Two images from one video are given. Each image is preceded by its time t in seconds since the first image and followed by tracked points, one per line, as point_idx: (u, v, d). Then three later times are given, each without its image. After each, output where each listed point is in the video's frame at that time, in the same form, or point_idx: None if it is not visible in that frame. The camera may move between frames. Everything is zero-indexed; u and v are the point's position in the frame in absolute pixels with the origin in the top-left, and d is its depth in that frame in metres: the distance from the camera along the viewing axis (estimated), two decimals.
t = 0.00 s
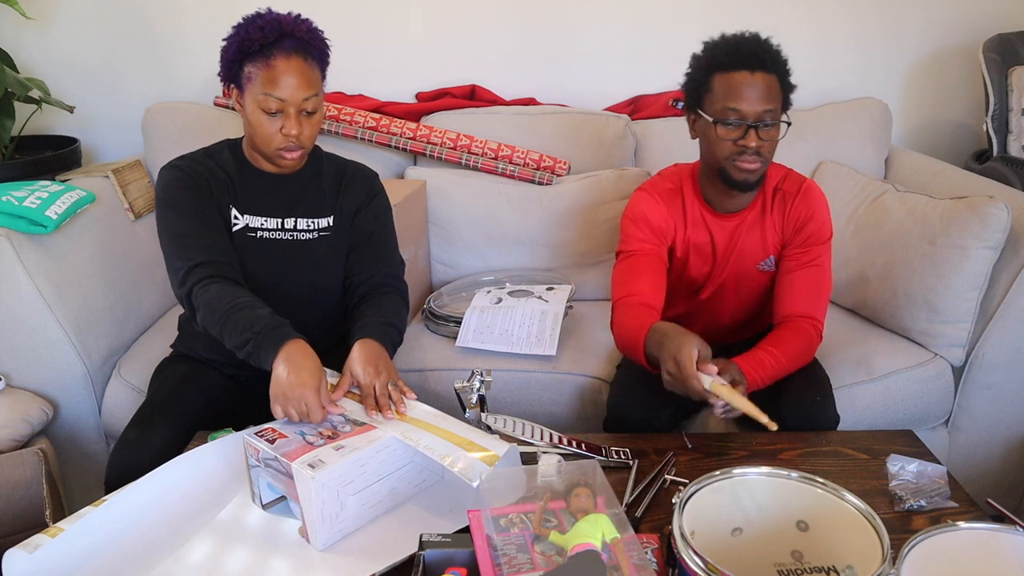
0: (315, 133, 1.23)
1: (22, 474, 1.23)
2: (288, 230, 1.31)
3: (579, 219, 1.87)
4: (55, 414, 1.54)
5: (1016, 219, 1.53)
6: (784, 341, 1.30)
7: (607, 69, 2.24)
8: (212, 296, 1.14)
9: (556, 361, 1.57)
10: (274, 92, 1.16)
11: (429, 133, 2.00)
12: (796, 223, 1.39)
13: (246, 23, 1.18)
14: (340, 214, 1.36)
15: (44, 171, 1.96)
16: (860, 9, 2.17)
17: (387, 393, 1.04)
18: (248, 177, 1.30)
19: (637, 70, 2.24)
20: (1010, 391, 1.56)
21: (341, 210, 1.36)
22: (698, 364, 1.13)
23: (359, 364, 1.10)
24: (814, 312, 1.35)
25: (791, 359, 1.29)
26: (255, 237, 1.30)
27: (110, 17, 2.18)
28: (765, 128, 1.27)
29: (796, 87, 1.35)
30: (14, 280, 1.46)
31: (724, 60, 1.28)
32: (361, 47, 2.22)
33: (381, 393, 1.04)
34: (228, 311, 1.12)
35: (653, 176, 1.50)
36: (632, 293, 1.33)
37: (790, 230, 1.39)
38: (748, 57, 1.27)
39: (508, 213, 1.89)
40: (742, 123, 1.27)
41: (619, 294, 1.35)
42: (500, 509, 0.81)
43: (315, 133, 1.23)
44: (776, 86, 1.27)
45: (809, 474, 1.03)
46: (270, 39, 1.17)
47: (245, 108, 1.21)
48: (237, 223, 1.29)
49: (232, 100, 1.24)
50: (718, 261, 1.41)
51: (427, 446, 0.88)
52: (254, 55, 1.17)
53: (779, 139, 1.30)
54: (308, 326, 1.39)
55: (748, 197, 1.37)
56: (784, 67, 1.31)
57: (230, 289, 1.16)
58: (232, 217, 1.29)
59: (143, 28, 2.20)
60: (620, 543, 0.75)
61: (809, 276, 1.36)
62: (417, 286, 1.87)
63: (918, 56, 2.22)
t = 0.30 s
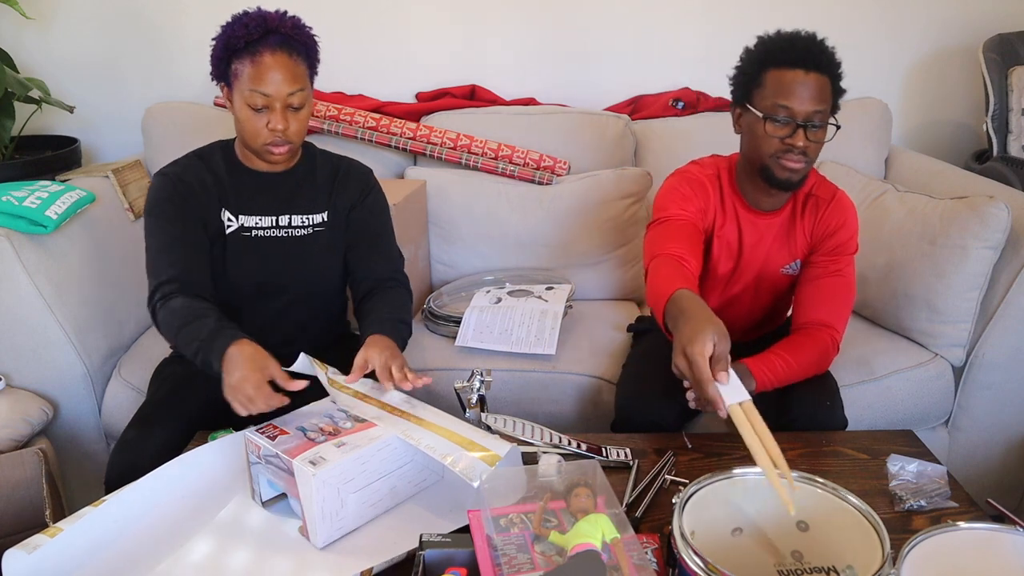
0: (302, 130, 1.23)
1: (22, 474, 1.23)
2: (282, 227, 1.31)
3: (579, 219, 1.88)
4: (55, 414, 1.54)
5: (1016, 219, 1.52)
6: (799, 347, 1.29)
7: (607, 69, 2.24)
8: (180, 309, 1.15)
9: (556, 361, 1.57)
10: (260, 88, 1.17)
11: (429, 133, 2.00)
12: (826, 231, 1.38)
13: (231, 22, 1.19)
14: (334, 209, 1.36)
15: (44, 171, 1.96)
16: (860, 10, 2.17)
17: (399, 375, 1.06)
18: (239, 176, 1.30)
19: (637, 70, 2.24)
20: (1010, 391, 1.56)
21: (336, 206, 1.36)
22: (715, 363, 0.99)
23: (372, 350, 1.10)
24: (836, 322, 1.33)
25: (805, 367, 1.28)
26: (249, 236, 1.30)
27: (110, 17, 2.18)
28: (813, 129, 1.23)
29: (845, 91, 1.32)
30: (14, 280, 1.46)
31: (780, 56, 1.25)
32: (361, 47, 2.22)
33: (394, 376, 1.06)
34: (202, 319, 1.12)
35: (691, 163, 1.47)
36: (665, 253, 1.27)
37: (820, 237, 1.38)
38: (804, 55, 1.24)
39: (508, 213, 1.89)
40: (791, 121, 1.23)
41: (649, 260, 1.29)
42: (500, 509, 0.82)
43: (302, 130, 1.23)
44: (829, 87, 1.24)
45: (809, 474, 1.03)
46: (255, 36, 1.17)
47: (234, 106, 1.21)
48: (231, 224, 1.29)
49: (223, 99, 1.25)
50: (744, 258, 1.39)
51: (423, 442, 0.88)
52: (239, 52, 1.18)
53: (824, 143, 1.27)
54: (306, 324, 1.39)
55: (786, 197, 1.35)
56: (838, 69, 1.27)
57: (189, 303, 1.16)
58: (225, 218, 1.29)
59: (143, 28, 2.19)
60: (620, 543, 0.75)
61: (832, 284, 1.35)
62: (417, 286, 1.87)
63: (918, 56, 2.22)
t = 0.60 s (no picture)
0: (291, 132, 1.23)
1: (22, 474, 1.23)
2: (277, 228, 1.31)
3: (580, 220, 1.88)
4: (55, 414, 1.54)
5: (1016, 219, 1.52)
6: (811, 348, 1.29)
7: (607, 69, 2.24)
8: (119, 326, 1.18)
9: (556, 361, 1.57)
10: (247, 91, 1.17)
11: (429, 133, 2.00)
12: (842, 234, 1.38)
13: (219, 24, 1.19)
14: (331, 210, 1.36)
15: (44, 171, 1.96)
16: (859, 10, 2.17)
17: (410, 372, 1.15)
18: (228, 176, 1.30)
19: (637, 70, 2.24)
20: (1010, 391, 1.56)
21: (333, 208, 1.36)
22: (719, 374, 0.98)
23: (395, 346, 1.21)
24: (847, 324, 1.34)
25: (817, 368, 1.28)
26: (244, 237, 1.30)
27: (110, 18, 2.18)
28: (837, 134, 1.23)
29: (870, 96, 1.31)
30: (14, 280, 1.46)
31: (807, 59, 1.24)
32: (361, 47, 2.22)
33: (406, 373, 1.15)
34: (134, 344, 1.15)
35: (710, 163, 1.46)
36: (684, 253, 1.26)
37: (837, 239, 1.38)
38: (832, 59, 1.22)
39: (508, 213, 1.89)
40: (816, 126, 1.22)
41: (666, 260, 1.28)
42: (500, 509, 0.82)
43: (290, 133, 1.23)
44: (854, 92, 1.23)
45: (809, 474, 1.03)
46: (242, 38, 1.18)
47: (223, 107, 1.22)
48: (224, 228, 1.29)
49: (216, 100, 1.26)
50: (761, 258, 1.39)
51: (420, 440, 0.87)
52: (227, 55, 1.18)
53: (848, 149, 1.26)
54: (302, 325, 1.39)
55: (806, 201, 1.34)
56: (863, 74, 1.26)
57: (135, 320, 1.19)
58: (218, 223, 1.29)
59: (143, 28, 2.20)
60: (620, 543, 0.75)
61: (845, 288, 1.36)
62: (417, 286, 1.87)
63: (918, 56, 2.22)
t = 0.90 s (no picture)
0: (271, 134, 1.24)
1: (22, 474, 1.23)
2: (265, 231, 1.31)
3: (580, 220, 1.88)
4: (55, 414, 1.54)
5: (1016, 219, 1.52)
6: (818, 350, 1.30)
7: (606, 70, 2.24)
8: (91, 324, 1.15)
9: (556, 360, 1.57)
10: (226, 94, 1.18)
11: (429, 133, 2.00)
12: (849, 235, 1.38)
13: (195, 27, 1.19)
14: (319, 210, 1.36)
15: (44, 171, 1.96)
16: (859, 9, 2.17)
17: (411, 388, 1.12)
18: (212, 178, 1.30)
19: (637, 70, 2.24)
20: (1010, 391, 1.56)
21: (321, 207, 1.36)
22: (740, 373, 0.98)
23: (404, 357, 1.17)
24: (854, 325, 1.34)
25: (826, 368, 1.28)
26: (233, 241, 1.30)
27: (110, 18, 2.18)
28: (848, 136, 1.23)
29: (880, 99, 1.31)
30: (14, 280, 1.46)
31: (818, 62, 1.24)
32: (360, 47, 2.22)
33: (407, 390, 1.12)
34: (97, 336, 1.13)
35: (717, 166, 1.45)
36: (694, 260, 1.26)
37: (844, 240, 1.38)
38: (840, 62, 1.22)
39: (508, 213, 1.89)
40: (827, 128, 1.22)
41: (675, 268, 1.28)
42: (499, 509, 0.82)
43: (271, 135, 1.24)
44: (864, 95, 1.23)
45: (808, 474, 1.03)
46: (218, 40, 1.18)
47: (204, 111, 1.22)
48: (212, 232, 1.29)
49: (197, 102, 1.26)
50: (769, 261, 1.38)
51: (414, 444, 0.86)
52: (204, 57, 1.18)
53: (859, 151, 1.26)
54: (297, 325, 1.39)
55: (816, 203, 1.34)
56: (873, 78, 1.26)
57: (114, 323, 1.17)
58: (203, 228, 1.29)
59: (143, 28, 2.19)
60: (620, 543, 0.75)
61: (850, 290, 1.36)
62: (417, 286, 1.87)
63: (918, 56, 2.22)
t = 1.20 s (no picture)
0: (258, 137, 1.23)
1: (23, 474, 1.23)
2: (256, 235, 1.30)
3: (580, 220, 1.88)
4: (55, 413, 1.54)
5: (1016, 219, 1.52)
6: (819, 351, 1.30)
7: (606, 70, 2.24)
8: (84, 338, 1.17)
9: (556, 360, 1.57)
10: (210, 97, 1.18)
11: (429, 133, 2.00)
12: (851, 235, 1.38)
13: (180, 31, 1.19)
14: (310, 212, 1.35)
15: (44, 171, 1.96)
16: (859, 9, 2.17)
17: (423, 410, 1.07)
18: (201, 181, 1.30)
19: (637, 70, 2.24)
20: (1010, 391, 1.56)
21: (313, 208, 1.35)
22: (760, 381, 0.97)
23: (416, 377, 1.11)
24: (854, 326, 1.34)
25: (827, 368, 1.29)
26: (223, 246, 1.29)
27: (110, 17, 2.18)
28: (853, 140, 1.22)
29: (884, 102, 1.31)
30: (14, 280, 1.46)
31: (821, 65, 1.24)
32: (361, 47, 2.22)
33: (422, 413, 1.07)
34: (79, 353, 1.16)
35: (720, 167, 1.44)
36: (700, 264, 1.25)
37: (845, 241, 1.38)
38: (841, 65, 1.23)
39: (508, 213, 1.89)
40: (832, 132, 1.22)
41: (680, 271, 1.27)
42: (499, 509, 0.81)
43: (257, 137, 1.23)
44: (867, 97, 1.23)
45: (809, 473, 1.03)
46: (201, 42, 1.18)
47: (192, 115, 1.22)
48: (203, 238, 1.29)
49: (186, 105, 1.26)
50: (773, 262, 1.38)
51: (391, 481, 0.82)
52: (189, 60, 1.19)
53: (863, 153, 1.26)
54: (294, 326, 1.39)
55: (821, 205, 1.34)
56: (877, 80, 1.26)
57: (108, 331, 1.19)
58: (193, 234, 1.28)
59: (144, 28, 2.19)
60: (620, 543, 0.75)
61: (851, 290, 1.36)
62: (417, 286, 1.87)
63: (918, 56, 2.22)
